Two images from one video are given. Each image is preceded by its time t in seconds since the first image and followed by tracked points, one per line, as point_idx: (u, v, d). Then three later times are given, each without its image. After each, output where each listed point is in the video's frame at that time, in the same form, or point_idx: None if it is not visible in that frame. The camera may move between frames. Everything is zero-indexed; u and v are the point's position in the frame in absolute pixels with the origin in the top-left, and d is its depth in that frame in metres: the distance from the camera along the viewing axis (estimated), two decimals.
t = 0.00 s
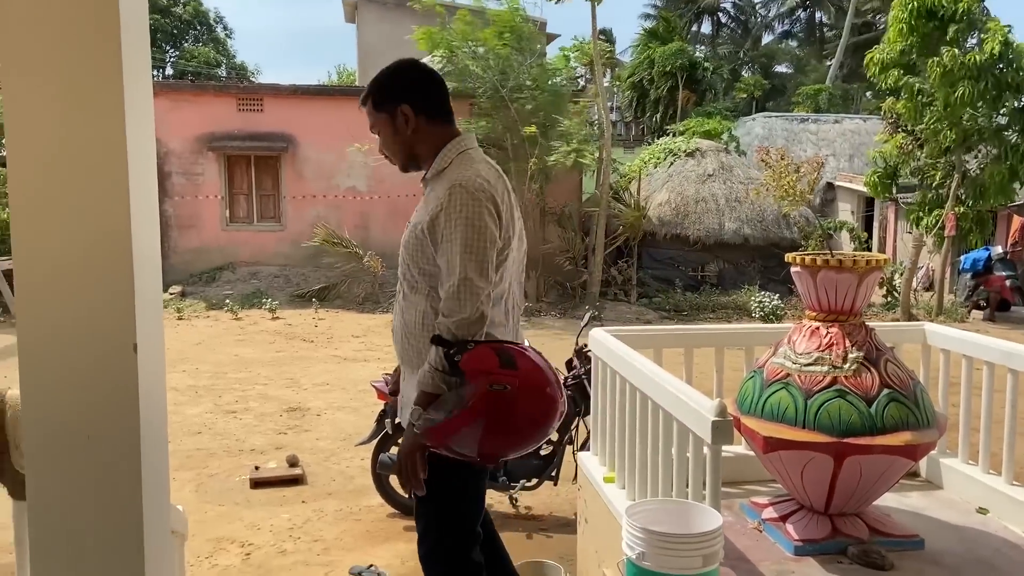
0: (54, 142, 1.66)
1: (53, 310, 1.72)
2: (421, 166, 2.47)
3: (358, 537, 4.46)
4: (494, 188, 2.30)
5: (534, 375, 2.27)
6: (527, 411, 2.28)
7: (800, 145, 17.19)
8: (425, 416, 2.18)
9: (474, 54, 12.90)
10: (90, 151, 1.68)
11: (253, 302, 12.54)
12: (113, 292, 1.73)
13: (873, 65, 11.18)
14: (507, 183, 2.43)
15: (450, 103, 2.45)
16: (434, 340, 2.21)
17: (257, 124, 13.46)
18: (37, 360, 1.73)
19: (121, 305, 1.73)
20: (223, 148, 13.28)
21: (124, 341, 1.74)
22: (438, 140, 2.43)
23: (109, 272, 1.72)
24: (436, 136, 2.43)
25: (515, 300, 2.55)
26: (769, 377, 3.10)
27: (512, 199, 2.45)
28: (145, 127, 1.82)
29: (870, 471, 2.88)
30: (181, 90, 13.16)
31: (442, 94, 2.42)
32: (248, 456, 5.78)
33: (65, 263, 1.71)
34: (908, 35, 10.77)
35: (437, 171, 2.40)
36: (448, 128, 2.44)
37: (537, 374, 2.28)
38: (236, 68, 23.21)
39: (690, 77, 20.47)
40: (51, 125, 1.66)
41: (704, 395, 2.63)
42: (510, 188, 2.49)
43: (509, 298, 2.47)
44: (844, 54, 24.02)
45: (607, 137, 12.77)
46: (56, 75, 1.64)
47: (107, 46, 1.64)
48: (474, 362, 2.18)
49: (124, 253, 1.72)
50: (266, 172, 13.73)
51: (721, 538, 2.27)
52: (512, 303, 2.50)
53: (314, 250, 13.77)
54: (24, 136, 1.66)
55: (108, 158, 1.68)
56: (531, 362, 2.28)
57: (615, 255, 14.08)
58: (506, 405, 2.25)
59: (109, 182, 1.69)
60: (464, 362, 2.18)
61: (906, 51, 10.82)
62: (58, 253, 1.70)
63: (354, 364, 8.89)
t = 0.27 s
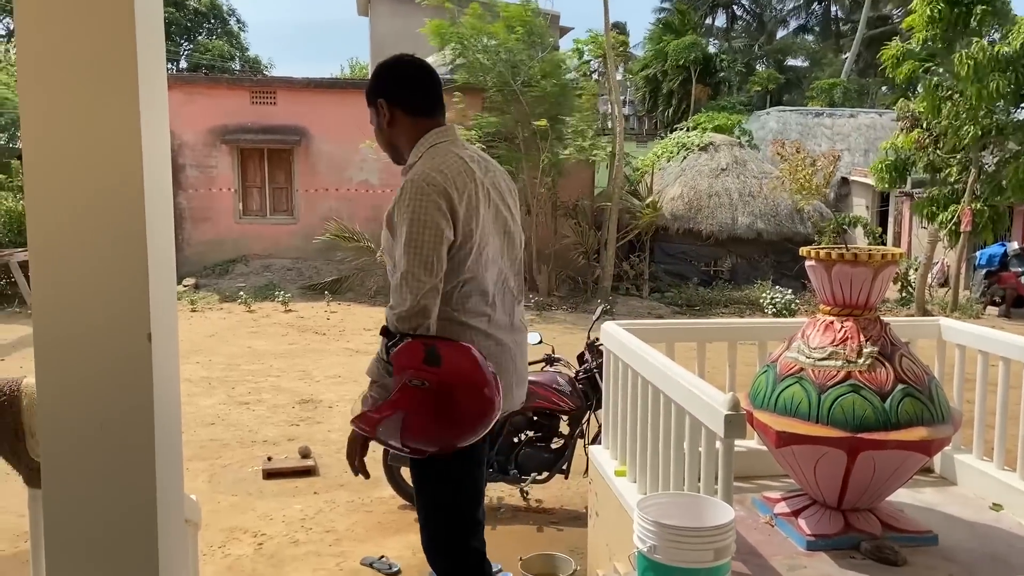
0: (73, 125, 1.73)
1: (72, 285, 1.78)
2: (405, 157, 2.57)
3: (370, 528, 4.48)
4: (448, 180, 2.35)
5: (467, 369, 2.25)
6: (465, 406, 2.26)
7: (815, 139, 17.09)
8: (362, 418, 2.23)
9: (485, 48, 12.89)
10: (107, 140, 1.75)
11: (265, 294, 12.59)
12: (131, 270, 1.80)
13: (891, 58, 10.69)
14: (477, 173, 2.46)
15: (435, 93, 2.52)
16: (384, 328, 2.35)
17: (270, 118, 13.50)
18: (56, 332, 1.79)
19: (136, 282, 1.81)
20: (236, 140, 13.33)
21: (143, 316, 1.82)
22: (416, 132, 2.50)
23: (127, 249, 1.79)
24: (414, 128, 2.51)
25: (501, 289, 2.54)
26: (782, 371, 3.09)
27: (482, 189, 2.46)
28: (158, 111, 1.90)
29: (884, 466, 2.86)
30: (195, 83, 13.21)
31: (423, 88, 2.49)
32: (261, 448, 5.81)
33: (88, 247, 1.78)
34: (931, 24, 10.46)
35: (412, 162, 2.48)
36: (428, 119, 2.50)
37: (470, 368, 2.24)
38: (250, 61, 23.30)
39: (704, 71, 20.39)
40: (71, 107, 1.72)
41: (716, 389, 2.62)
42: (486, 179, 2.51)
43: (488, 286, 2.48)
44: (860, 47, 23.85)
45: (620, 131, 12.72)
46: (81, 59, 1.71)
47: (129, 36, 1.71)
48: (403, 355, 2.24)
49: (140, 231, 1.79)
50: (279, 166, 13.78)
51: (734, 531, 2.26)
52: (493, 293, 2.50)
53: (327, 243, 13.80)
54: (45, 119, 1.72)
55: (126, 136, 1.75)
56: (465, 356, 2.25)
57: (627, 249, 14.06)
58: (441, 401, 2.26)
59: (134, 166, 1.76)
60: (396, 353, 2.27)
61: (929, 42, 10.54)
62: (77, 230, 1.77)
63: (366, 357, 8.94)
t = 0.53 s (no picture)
0: (75, 105, 1.76)
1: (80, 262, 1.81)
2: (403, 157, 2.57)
3: (380, 520, 4.49)
4: (414, 171, 2.32)
5: (409, 350, 2.18)
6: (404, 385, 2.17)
7: (828, 133, 16.98)
8: (307, 383, 2.19)
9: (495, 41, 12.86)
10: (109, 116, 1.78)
11: (277, 287, 12.62)
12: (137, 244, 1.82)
13: (912, 49, 10.33)
14: (452, 167, 2.41)
15: (430, 94, 2.49)
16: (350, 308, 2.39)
17: (281, 110, 13.51)
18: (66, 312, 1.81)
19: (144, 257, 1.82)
20: (247, 133, 13.35)
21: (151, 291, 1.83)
22: (404, 130, 2.49)
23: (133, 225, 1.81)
24: (402, 127, 2.49)
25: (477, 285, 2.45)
26: (794, 365, 3.06)
27: (455, 183, 2.41)
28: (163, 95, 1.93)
29: (896, 461, 2.84)
30: (207, 75, 13.24)
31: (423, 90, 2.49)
32: (271, 439, 5.82)
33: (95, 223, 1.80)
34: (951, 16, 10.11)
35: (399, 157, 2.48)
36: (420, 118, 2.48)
37: (409, 350, 2.17)
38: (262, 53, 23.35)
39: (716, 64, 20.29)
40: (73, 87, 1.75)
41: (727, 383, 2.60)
42: (463, 174, 2.46)
43: (460, 280, 2.40)
44: (874, 39, 23.69)
45: (632, 125, 12.68)
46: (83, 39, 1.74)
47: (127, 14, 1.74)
48: (350, 329, 2.25)
49: (147, 207, 1.82)
50: (290, 159, 13.80)
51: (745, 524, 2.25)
52: (466, 288, 2.42)
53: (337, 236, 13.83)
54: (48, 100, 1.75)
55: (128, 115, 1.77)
56: (407, 337, 2.19)
57: (638, 243, 14.02)
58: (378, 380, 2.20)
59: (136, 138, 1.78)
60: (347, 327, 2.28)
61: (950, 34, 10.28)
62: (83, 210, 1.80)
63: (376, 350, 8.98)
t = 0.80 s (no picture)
0: (86, 100, 1.81)
1: (89, 250, 1.87)
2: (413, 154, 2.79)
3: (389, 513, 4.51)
4: (402, 157, 2.52)
5: (387, 315, 2.38)
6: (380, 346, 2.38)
7: (839, 127, 16.91)
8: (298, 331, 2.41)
9: (505, 35, 12.83)
10: (120, 110, 1.83)
11: (286, 280, 12.65)
12: (144, 234, 1.87)
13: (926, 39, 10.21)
14: (440, 157, 2.58)
15: (436, 100, 2.72)
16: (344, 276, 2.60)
17: (291, 104, 13.54)
18: (73, 299, 1.87)
19: (153, 248, 1.88)
20: (257, 127, 13.38)
21: (160, 281, 1.89)
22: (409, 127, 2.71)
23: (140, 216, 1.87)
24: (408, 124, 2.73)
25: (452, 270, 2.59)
26: (804, 360, 3.05)
27: (441, 172, 2.57)
28: (175, 92, 1.97)
29: (906, 456, 2.82)
30: (217, 69, 13.26)
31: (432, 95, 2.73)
32: (281, 432, 5.85)
33: (104, 215, 1.86)
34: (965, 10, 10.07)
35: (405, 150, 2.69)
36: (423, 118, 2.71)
37: (388, 316, 2.37)
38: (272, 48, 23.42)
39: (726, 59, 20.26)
40: (83, 83, 1.81)
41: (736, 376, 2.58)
42: (454, 165, 2.62)
43: (435, 261, 2.56)
44: (886, 33, 23.59)
45: (642, 119, 12.63)
46: (93, 37, 1.80)
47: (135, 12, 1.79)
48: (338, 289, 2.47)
49: (153, 202, 1.87)
50: (300, 152, 13.83)
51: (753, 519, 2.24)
52: (440, 269, 2.57)
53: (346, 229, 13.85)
54: (61, 94, 1.81)
55: (137, 111, 1.83)
56: (386, 303, 2.39)
57: (647, 238, 13.99)
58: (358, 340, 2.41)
59: (143, 132, 1.84)
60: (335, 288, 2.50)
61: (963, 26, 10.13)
62: (92, 201, 1.86)
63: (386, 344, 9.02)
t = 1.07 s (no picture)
0: (94, 99, 1.89)
1: (95, 243, 1.93)
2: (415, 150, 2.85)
3: (395, 508, 4.52)
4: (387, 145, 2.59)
5: (346, 291, 2.46)
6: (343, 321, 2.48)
7: (849, 122, 16.83)
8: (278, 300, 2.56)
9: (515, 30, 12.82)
10: (127, 109, 1.90)
11: (294, 275, 12.68)
12: (150, 228, 1.93)
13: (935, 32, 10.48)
14: (426, 145, 2.62)
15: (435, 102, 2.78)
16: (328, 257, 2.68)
17: (299, 99, 13.55)
18: (80, 293, 1.93)
19: (160, 241, 1.94)
20: (265, 122, 13.40)
21: (166, 274, 1.94)
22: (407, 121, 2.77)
23: (146, 210, 1.93)
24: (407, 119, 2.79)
25: (432, 255, 2.59)
26: (811, 356, 3.04)
27: (428, 161, 2.60)
28: (186, 94, 2.05)
29: (914, 454, 2.81)
30: (225, 65, 13.29)
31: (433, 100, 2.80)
32: (288, 427, 5.87)
33: (111, 210, 1.92)
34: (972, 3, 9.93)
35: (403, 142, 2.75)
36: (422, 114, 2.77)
37: (346, 291, 2.46)
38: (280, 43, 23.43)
39: (735, 54, 20.19)
40: (92, 82, 1.88)
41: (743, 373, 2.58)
42: (442, 155, 2.64)
43: (413, 245, 2.58)
44: (896, 27, 23.44)
45: (649, 114, 12.58)
46: (102, 39, 1.87)
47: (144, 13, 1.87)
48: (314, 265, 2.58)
49: (159, 197, 1.93)
50: (308, 147, 13.84)
51: (759, 515, 2.24)
52: (417, 253, 2.58)
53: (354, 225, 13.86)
54: (70, 93, 1.88)
55: (144, 108, 1.90)
56: (347, 279, 2.47)
57: (655, 233, 13.97)
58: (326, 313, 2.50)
59: (150, 129, 1.90)
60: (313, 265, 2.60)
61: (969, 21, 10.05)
62: (98, 195, 1.92)
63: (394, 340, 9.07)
